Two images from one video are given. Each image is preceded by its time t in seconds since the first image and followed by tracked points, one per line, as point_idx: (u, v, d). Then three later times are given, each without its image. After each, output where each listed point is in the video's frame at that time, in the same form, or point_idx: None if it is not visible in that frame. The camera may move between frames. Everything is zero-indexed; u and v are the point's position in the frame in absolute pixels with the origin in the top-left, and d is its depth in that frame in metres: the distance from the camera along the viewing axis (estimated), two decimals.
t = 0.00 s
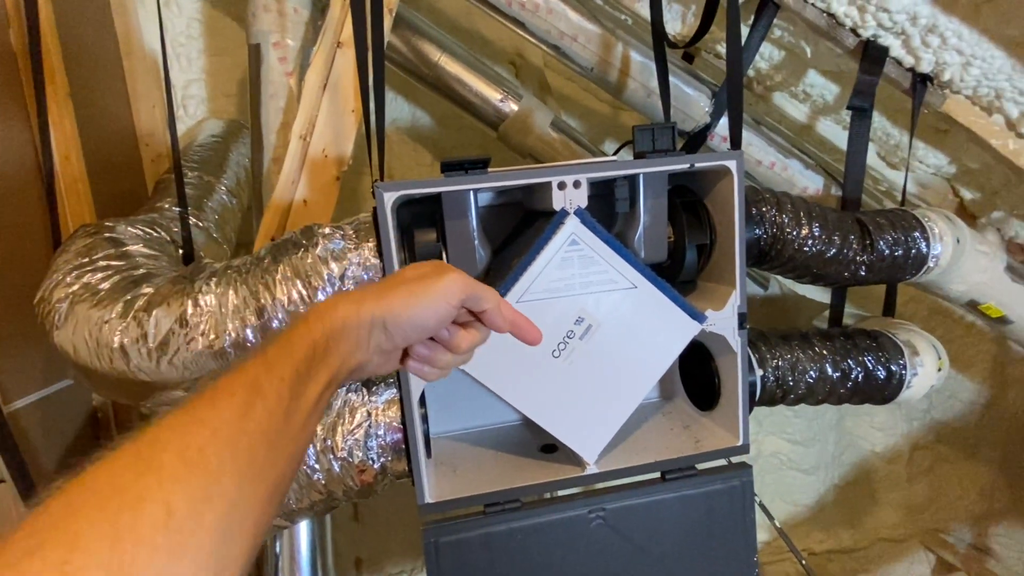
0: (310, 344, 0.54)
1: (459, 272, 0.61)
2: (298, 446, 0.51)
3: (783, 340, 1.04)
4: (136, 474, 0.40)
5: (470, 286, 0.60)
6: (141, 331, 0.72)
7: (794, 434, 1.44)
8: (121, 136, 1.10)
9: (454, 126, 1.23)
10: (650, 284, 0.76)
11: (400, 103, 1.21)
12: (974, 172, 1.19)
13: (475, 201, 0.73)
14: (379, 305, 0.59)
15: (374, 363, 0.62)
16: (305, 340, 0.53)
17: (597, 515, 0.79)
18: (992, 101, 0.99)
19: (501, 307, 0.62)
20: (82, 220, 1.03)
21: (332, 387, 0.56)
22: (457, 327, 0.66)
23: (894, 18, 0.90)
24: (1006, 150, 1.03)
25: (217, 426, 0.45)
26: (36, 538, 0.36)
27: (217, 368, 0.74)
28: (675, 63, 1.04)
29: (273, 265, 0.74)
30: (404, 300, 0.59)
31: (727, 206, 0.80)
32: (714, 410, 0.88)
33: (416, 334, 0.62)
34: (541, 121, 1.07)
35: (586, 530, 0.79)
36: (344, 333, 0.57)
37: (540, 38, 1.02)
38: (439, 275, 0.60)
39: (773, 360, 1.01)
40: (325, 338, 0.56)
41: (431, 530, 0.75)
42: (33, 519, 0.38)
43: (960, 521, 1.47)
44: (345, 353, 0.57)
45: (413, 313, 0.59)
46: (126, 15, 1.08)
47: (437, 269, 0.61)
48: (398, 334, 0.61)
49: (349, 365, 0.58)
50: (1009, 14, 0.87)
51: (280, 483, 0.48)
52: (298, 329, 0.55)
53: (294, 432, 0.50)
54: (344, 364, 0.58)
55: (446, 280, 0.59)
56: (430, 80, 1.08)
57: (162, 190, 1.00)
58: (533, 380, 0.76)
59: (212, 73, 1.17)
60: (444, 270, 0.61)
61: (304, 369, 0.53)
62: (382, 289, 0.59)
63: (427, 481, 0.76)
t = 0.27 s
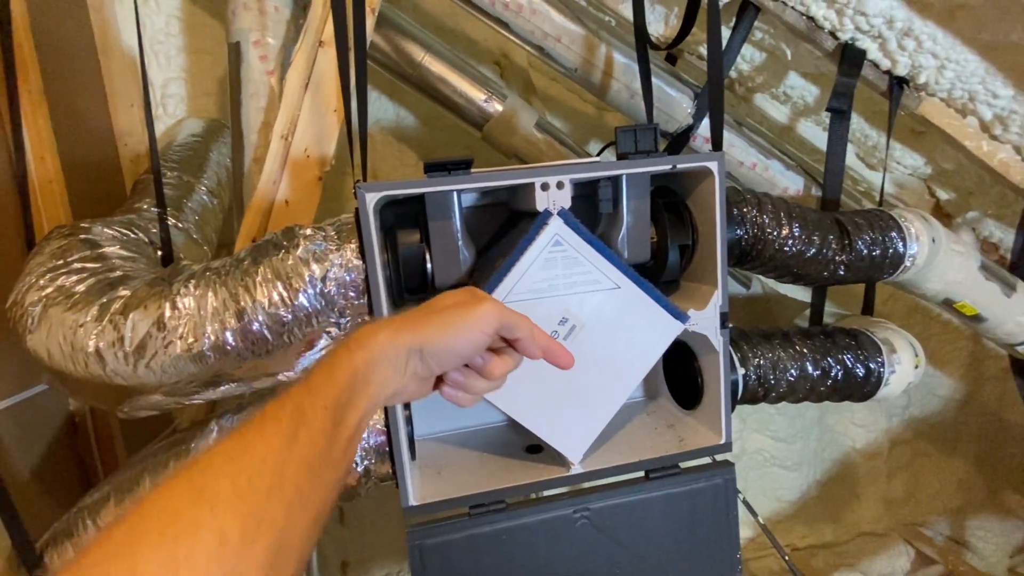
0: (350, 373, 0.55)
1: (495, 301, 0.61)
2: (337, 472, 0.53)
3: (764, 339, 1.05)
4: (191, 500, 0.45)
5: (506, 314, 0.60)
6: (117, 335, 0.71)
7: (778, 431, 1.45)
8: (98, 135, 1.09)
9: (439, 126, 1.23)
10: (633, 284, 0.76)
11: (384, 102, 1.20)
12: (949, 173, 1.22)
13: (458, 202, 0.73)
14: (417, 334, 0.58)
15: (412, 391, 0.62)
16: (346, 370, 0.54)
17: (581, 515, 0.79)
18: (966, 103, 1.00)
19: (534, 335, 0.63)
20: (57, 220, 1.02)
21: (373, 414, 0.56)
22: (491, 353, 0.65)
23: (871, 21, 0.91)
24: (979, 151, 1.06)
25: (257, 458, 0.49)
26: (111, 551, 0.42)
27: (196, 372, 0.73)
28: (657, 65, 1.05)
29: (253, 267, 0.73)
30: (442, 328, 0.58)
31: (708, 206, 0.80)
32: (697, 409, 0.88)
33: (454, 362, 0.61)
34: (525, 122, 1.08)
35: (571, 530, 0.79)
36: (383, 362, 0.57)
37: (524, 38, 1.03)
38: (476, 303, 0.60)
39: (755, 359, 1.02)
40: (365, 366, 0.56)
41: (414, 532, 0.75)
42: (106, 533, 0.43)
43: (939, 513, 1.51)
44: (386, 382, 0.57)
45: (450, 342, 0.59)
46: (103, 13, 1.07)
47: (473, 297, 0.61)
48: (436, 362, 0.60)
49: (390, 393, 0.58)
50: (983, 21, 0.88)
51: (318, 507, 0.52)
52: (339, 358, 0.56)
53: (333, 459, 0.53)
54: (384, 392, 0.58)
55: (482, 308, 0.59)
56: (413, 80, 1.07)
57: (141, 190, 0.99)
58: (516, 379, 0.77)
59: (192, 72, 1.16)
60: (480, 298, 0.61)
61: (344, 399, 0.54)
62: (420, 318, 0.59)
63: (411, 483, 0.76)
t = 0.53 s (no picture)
0: (351, 420, 0.52)
1: (489, 334, 0.59)
2: (346, 519, 0.49)
3: (748, 338, 1.05)
4: (190, 558, 0.41)
5: (503, 346, 0.59)
6: (87, 338, 0.69)
7: (763, 430, 1.45)
8: (72, 132, 1.06)
9: (423, 125, 1.21)
10: (617, 285, 0.76)
11: (367, 101, 1.19)
12: (929, 174, 1.23)
13: (440, 202, 0.72)
14: (416, 373, 0.55)
15: (414, 434, 0.58)
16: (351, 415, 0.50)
17: (566, 517, 0.79)
18: (945, 104, 1.01)
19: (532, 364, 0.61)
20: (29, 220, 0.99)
21: (378, 460, 0.53)
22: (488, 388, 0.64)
23: (852, 22, 0.92)
24: (958, 152, 1.06)
25: (257, 507, 0.44)
26: None
27: (170, 376, 0.71)
28: (642, 64, 1.04)
29: (228, 267, 0.72)
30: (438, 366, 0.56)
31: (691, 206, 0.80)
32: (681, 409, 0.88)
33: (451, 400, 0.58)
34: (509, 121, 1.07)
35: (556, 533, 0.78)
36: (384, 408, 0.54)
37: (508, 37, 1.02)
38: (470, 337, 0.58)
39: (739, 358, 1.02)
40: (366, 412, 0.53)
41: (397, 537, 0.74)
42: None
43: (920, 509, 1.54)
44: (390, 426, 0.54)
45: (451, 379, 0.57)
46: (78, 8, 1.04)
47: (466, 332, 0.59)
48: (437, 402, 0.57)
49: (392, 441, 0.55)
50: (959, 23, 0.88)
51: (329, 555, 0.47)
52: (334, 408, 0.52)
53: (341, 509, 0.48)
54: (387, 439, 0.54)
55: (480, 341, 0.57)
56: (396, 78, 1.06)
57: (116, 189, 0.97)
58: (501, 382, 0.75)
59: (170, 69, 1.13)
60: (473, 332, 0.59)
61: (347, 448, 0.50)
62: (416, 357, 0.56)
63: (393, 488, 0.75)
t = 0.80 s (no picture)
0: (382, 514, 0.52)
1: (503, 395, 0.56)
2: None
3: (735, 338, 1.04)
4: None
5: (514, 401, 0.55)
6: (57, 342, 0.67)
7: (751, 429, 1.43)
8: (48, 130, 1.04)
9: (409, 123, 1.20)
10: (604, 285, 0.75)
11: (352, 99, 1.17)
12: (913, 173, 1.23)
13: (425, 201, 0.70)
14: (440, 450, 0.54)
15: (458, 510, 0.57)
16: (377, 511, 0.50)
17: (553, 521, 0.78)
18: (929, 104, 1.01)
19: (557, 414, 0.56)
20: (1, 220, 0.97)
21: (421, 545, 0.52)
22: (520, 446, 0.59)
23: (838, 22, 0.91)
24: (941, 151, 1.06)
25: None
26: None
27: (145, 381, 0.70)
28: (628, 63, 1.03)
29: (206, 268, 0.70)
30: (458, 441, 0.55)
31: (678, 205, 0.79)
32: (669, 409, 0.87)
33: (482, 470, 0.56)
34: (496, 119, 1.05)
35: (543, 537, 0.77)
36: (414, 496, 0.53)
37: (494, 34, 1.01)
38: (482, 402, 0.55)
39: (727, 358, 1.01)
40: (398, 504, 0.52)
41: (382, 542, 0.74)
42: None
43: (904, 505, 1.56)
44: (426, 509, 0.53)
45: (474, 450, 0.55)
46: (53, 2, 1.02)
47: (479, 397, 0.56)
48: (469, 474, 0.55)
49: (432, 524, 0.54)
50: (943, 23, 0.88)
51: None
52: (367, 505, 0.53)
53: None
54: (425, 525, 0.53)
55: (489, 405, 0.55)
56: (380, 76, 1.05)
57: (93, 188, 0.94)
58: (487, 384, 0.74)
59: (149, 65, 1.11)
60: (484, 395, 0.56)
61: (379, 541, 0.51)
62: (442, 431, 0.55)
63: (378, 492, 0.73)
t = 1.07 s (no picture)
0: (424, 540, 0.55)
1: (530, 416, 0.60)
2: None
3: (725, 338, 1.03)
4: None
5: (543, 422, 0.59)
6: (28, 347, 0.65)
7: (739, 427, 1.43)
8: (24, 128, 1.01)
9: (396, 122, 1.18)
10: (594, 285, 0.74)
11: (338, 97, 1.15)
12: (897, 173, 1.23)
13: (411, 201, 0.69)
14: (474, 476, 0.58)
15: (494, 534, 0.60)
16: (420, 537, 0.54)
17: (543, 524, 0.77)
18: (915, 104, 1.01)
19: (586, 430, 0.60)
20: None
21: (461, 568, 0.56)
22: (556, 467, 0.62)
23: (825, 21, 0.90)
24: (927, 151, 1.06)
25: None
26: None
27: (121, 387, 0.68)
28: (616, 62, 1.02)
29: (185, 270, 0.68)
30: (491, 466, 0.58)
31: (667, 204, 0.78)
32: (659, 410, 0.86)
33: (518, 491, 0.60)
34: (484, 118, 1.04)
35: (532, 540, 0.76)
36: (453, 521, 0.57)
37: (481, 32, 1.00)
38: (512, 426, 0.59)
39: (716, 358, 1.00)
40: (438, 530, 0.56)
41: (367, 550, 0.73)
42: None
43: (891, 502, 1.57)
44: (464, 534, 0.57)
45: (506, 473, 0.58)
46: None
47: (508, 422, 0.60)
48: (501, 496, 0.59)
49: (471, 547, 0.57)
50: (930, 22, 0.86)
51: None
52: (409, 532, 0.56)
53: None
54: (465, 548, 0.57)
55: (519, 428, 0.58)
56: (366, 74, 1.03)
57: (70, 188, 0.92)
58: (476, 387, 0.72)
59: (130, 62, 1.09)
60: (513, 419, 0.60)
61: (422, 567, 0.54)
62: (474, 460, 0.59)
63: (363, 498, 0.72)
